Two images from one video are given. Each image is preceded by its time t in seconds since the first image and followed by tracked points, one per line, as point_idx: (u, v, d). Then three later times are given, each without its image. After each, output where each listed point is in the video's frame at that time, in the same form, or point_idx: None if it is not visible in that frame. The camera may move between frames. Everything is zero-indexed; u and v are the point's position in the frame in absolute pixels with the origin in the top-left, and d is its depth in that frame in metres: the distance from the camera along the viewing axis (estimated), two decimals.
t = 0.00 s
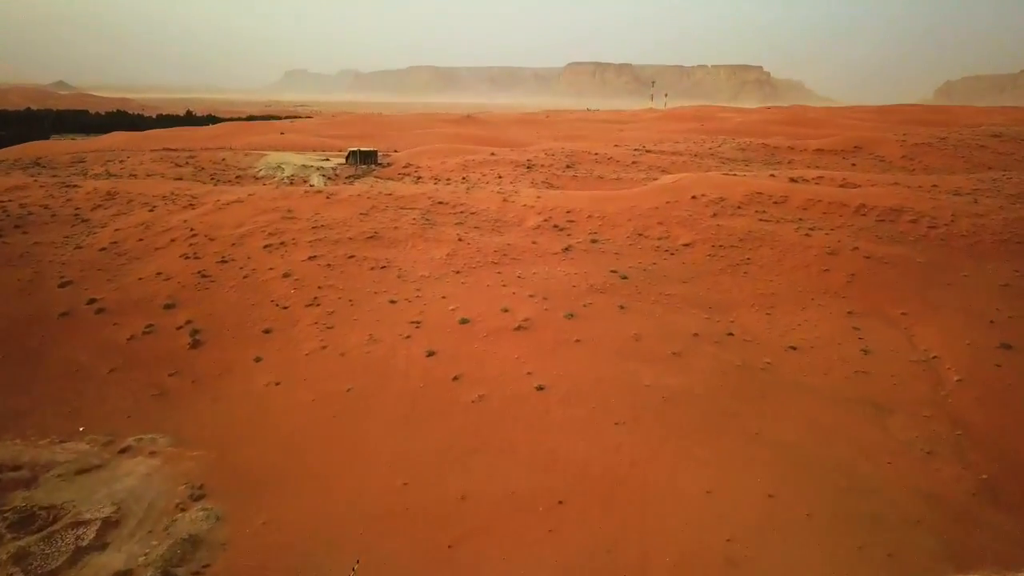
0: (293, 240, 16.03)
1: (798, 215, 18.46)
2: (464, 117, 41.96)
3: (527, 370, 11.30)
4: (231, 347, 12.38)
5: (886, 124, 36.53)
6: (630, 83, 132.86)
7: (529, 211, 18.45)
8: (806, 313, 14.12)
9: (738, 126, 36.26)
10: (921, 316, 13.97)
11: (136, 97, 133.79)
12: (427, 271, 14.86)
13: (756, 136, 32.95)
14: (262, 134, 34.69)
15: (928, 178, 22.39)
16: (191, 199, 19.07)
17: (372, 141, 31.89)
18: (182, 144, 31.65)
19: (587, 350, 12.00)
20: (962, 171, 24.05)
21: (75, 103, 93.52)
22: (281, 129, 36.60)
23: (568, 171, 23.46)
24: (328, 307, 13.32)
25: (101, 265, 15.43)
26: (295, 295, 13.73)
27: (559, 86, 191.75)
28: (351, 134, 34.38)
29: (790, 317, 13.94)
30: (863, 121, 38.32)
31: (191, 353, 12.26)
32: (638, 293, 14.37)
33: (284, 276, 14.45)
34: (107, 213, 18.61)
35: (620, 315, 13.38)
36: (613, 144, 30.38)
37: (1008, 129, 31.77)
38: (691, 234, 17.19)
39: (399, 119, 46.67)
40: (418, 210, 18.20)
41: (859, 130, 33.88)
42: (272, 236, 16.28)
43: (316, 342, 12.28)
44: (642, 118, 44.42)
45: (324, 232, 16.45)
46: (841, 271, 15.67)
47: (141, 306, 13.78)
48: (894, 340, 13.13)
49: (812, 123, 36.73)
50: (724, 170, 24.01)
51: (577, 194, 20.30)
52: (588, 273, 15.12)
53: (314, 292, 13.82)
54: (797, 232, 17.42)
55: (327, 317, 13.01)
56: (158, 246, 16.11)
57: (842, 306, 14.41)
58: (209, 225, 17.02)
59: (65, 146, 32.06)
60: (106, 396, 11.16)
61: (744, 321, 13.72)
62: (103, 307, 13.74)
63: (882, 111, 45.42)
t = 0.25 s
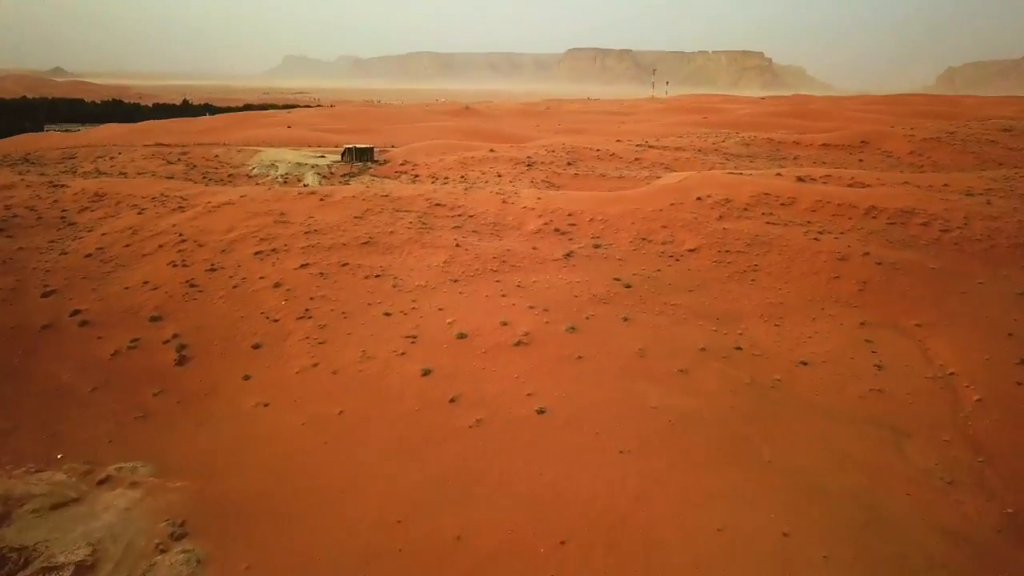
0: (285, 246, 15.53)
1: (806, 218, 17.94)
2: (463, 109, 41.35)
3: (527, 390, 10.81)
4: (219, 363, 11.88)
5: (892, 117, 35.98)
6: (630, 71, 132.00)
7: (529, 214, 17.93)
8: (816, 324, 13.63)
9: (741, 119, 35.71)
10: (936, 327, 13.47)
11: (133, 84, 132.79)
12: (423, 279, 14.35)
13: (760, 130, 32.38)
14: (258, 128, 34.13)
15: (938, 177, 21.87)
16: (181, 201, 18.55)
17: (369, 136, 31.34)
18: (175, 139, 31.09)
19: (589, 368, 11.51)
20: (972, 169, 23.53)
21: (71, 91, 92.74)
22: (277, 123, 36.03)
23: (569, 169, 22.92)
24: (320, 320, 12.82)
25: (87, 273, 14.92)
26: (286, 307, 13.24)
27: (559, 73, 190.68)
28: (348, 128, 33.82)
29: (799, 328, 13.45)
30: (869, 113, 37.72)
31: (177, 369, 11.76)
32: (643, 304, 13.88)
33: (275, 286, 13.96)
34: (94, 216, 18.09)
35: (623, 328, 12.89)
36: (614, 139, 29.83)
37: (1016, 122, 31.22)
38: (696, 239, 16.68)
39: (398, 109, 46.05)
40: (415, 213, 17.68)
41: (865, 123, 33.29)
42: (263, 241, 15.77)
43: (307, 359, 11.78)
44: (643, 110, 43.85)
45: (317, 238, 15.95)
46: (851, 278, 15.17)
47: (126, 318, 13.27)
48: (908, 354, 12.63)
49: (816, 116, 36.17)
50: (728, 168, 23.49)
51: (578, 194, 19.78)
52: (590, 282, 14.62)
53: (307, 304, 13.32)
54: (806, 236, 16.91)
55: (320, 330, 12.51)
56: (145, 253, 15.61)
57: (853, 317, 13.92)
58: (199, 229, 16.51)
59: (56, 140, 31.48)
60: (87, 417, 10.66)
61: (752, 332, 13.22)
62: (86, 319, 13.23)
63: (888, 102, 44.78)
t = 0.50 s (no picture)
0: (276, 254, 15.04)
1: (814, 222, 17.43)
2: (462, 102, 40.80)
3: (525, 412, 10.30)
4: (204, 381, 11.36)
5: (897, 110, 35.41)
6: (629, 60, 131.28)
7: (529, 218, 17.42)
8: (826, 337, 13.14)
9: (744, 113, 35.15)
10: (951, 341, 12.99)
11: (130, 72, 131.86)
12: (419, 290, 13.85)
13: (764, 125, 31.83)
14: (254, 122, 33.58)
15: (948, 177, 21.33)
16: (171, 204, 18.04)
17: (367, 131, 30.80)
18: (169, 134, 30.56)
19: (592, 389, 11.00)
20: (982, 168, 23.00)
21: (68, 79, 91.99)
22: (274, 116, 35.49)
23: (570, 168, 22.41)
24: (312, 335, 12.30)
25: (70, 282, 14.39)
26: (276, 320, 12.75)
27: (558, 61, 189.68)
28: (345, 122, 33.28)
29: (809, 342, 12.95)
30: (874, 107, 37.13)
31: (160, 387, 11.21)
32: (647, 316, 13.36)
33: (265, 298, 13.45)
34: (80, 220, 17.55)
35: (627, 343, 12.38)
36: (616, 134, 29.28)
37: None
38: (701, 245, 16.16)
39: (396, 101, 45.46)
40: (411, 218, 17.18)
41: (871, 118, 32.73)
42: (254, 249, 15.26)
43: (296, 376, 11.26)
44: (645, 101, 43.32)
45: (309, 245, 15.45)
46: (861, 288, 14.67)
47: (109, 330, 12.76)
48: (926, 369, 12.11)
49: (821, 109, 35.62)
50: (732, 167, 22.96)
51: (579, 196, 19.27)
52: (592, 292, 14.12)
53: (297, 317, 12.81)
54: (814, 242, 16.39)
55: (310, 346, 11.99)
56: (131, 261, 15.12)
57: (864, 330, 13.41)
58: (188, 235, 16.00)
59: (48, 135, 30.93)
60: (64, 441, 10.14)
61: (760, 347, 12.71)
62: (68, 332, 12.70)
63: (894, 95, 44.18)
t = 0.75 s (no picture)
0: (266, 264, 14.57)
1: (821, 226, 16.95)
2: (461, 95, 40.17)
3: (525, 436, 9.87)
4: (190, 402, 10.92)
5: (903, 103, 34.82)
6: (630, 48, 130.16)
7: (528, 223, 16.94)
8: (836, 352, 12.69)
9: (747, 107, 34.56)
10: (966, 356, 12.54)
11: (127, 60, 130.84)
12: (414, 302, 13.39)
13: (769, 119, 31.23)
14: (248, 117, 32.98)
15: (958, 177, 20.82)
16: (159, 208, 17.55)
17: (363, 126, 30.21)
18: (162, 130, 29.99)
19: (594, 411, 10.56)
20: (992, 167, 22.48)
21: (64, 68, 91.14)
22: (269, 110, 34.88)
23: (571, 168, 21.87)
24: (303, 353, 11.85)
25: (52, 293, 13.92)
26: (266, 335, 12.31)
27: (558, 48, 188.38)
28: (342, 117, 32.68)
29: (819, 357, 12.49)
30: (881, 99, 36.47)
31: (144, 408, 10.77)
32: (650, 330, 12.91)
33: (254, 311, 12.99)
34: (66, 224, 17.06)
35: (630, 359, 11.93)
36: (616, 130, 28.73)
37: None
38: (706, 252, 15.69)
39: (394, 94, 44.79)
40: (407, 223, 16.70)
41: (878, 112, 32.11)
42: (243, 257, 14.79)
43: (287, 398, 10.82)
44: (646, 94, 42.68)
45: (301, 253, 14.98)
46: (872, 298, 14.21)
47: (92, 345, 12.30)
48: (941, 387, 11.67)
49: (825, 103, 35.04)
50: (736, 167, 22.45)
51: (579, 199, 18.78)
52: (594, 304, 13.66)
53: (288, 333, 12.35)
54: (823, 248, 15.92)
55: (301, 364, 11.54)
56: (117, 270, 14.66)
57: (877, 344, 12.97)
58: (176, 242, 15.52)
59: (38, 130, 30.35)
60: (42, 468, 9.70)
61: (768, 363, 12.26)
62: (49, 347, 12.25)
63: (899, 87, 43.55)
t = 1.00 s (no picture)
0: (256, 274, 14.08)
1: (829, 233, 16.47)
2: (459, 89, 39.58)
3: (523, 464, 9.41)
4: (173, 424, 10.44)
5: (908, 99, 34.28)
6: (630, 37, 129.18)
7: (527, 229, 16.45)
8: (847, 368, 12.23)
9: (750, 101, 34.00)
10: (982, 374, 12.05)
11: (124, 47, 129.72)
12: (409, 316, 12.92)
13: (773, 115, 30.68)
14: (243, 111, 32.40)
15: (968, 179, 20.34)
16: (147, 212, 17.04)
17: (360, 121, 29.66)
18: (154, 125, 29.43)
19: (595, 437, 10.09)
20: (1002, 169, 21.99)
21: (60, 56, 90.21)
22: (263, 104, 34.28)
23: (572, 169, 21.36)
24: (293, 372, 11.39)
25: (33, 304, 13.41)
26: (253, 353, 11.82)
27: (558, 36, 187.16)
28: (338, 111, 32.12)
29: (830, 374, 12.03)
30: (886, 94, 35.90)
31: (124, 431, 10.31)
32: (653, 346, 12.44)
33: (242, 326, 12.52)
34: (50, 229, 16.55)
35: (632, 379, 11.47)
36: (617, 127, 28.20)
37: None
38: (710, 261, 15.21)
39: (391, 86, 44.19)
40: (402, 229, 16.22)
41: (884, 108, 31.56)
42: (232, 267, 14.31)
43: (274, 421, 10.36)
44: (647, 88, 42.08)
45: (292, 263, 14.49)
46: (883, 310, 13.75)
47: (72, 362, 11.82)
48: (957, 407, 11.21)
49: (830, 98, 34.48)
50: (740, 167, 21.95)
51: (580, 202, 18.29)
52: (595, 317, 13.20)
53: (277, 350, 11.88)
54: (831, 257, 15.44)
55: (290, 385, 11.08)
56: (100, 280, 14.16)
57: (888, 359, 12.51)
58: (163, 251, 15.03)
59: (27, 125, 29.79)
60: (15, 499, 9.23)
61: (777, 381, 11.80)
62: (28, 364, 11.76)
63: (903, 81, 42.98)
